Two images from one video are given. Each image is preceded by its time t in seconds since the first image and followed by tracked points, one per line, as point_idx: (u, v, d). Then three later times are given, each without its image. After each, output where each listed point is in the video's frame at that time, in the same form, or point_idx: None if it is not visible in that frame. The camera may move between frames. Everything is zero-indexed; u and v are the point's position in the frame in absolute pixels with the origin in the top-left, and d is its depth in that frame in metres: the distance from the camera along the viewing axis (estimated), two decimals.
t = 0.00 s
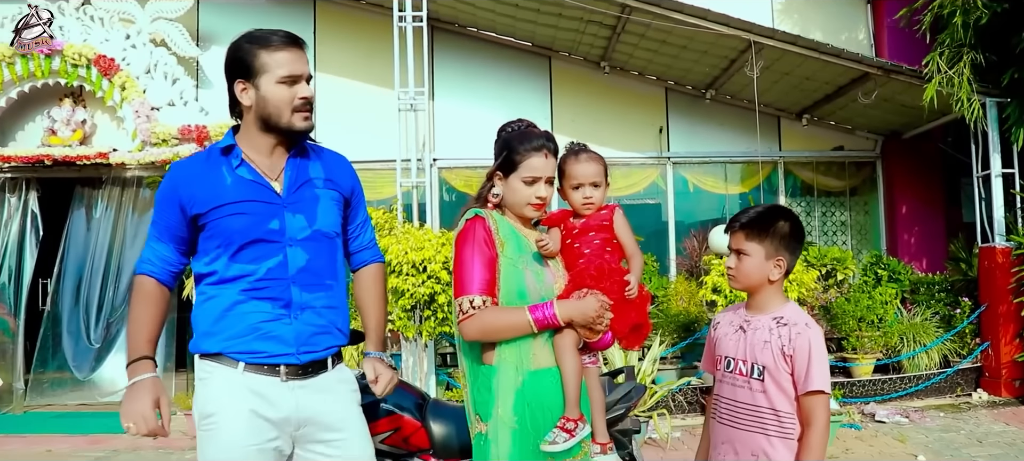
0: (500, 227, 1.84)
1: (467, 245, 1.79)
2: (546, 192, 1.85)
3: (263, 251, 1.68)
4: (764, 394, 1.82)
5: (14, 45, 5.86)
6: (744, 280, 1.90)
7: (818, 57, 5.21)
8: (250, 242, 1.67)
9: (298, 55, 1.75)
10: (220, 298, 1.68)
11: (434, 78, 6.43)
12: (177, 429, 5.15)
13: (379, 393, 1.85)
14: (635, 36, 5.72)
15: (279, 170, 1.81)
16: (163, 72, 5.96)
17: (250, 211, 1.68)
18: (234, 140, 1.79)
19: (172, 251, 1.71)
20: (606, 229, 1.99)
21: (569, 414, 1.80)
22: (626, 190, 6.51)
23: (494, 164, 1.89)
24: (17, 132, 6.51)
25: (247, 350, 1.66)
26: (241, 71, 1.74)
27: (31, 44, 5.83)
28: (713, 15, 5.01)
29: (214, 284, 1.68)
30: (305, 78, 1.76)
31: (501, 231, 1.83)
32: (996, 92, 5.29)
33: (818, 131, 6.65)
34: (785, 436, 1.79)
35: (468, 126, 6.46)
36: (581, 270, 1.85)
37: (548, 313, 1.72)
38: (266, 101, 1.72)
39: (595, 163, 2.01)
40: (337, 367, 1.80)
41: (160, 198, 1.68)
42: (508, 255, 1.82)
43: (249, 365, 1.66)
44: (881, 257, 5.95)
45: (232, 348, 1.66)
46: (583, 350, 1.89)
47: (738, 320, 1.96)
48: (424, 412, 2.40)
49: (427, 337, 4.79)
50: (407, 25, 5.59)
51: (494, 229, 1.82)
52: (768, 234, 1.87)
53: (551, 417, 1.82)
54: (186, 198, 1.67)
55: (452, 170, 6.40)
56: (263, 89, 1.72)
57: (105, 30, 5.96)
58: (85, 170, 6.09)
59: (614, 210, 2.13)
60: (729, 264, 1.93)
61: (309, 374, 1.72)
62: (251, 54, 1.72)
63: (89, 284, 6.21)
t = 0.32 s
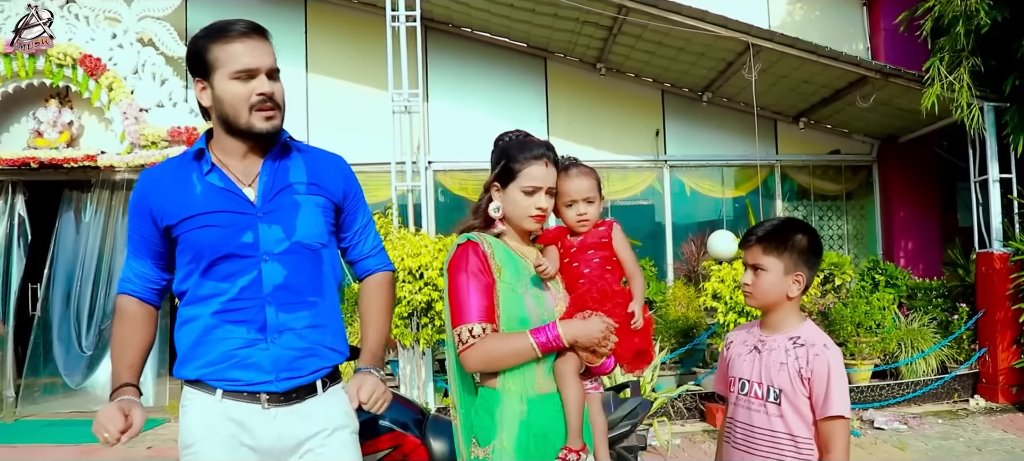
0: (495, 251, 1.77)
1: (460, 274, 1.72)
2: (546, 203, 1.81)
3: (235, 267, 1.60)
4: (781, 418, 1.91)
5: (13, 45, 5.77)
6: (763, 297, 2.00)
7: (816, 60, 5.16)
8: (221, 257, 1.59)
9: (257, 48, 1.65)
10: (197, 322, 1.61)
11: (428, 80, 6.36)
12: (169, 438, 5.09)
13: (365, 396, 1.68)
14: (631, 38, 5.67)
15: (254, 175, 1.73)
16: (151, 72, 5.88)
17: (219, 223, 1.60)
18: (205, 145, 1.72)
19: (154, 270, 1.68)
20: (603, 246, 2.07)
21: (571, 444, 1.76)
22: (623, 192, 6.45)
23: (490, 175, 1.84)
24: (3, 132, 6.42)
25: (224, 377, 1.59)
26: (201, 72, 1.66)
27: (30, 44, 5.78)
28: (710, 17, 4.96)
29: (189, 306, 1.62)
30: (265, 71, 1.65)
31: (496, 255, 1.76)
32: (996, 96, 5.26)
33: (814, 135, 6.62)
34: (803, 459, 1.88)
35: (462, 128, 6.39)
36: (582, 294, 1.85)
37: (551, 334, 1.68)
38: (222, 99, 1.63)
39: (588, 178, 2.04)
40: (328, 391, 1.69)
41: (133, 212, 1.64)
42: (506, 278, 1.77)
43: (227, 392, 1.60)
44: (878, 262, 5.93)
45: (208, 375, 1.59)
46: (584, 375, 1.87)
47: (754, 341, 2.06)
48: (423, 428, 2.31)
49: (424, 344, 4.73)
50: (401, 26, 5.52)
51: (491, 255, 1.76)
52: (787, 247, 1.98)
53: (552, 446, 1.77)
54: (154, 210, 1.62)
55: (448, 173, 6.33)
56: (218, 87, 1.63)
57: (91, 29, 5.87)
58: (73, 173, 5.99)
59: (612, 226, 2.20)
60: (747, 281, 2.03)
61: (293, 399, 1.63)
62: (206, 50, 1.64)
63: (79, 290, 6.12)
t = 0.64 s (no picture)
0: (503, 271, 1.78)
1: (468, 296, 1.74)
2: (555, 218, 1.80)
3: (233, 275, 1.49)
4: (793, 441, 1.88)
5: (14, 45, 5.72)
6: (774, 317, 1.97)
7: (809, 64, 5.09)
8: (217, 263, 1.49)
9: (266, 46, 1.55)
10: (190, 333, 1.50)
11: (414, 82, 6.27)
12: (150, 443, 5.05)
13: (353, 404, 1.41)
14: (621, 41, 5.58)
15: (263, 179, 1.63)
16: (135, 75, 5.75)
17: (217, 226, 1.50)
18: (215, 145, 1.64)
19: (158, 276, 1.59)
20: (617, 253, 2.02)
21: (595, 456, 1.75)
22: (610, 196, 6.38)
23: (498, 194, 1.85)
24: None
25: (214, 397, 1.49)
26: (211, 71, 1.58)
27: (30, 44, 5.71)
28: (702, 20, 4.89)
29: (184, 315, 1.52)
30: (267, 70, 1.54)
31: (503, 276, 1.76)
32: (991, 100, 5.19)
33: (804, 138, 6.55)
34: None
35: (450, 131, 6.29)
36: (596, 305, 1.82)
37: (561, 352, 1.66)
38: (223, 99, 1.54)
39: (598, 185, 1.99)
40: (329, 416, 1.57)
41: (137, 212, 1.56)
42: (514, 296, 1.76)
43: (219, 417, 1.49)
44: (870, 266, 5.90)
45: (197, 392, 1.49)
46: (602, 390, 1.86)
47: (760, 359, 2.04)
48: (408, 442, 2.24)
49: (409, 350, 4.65)
50: (387, 28, 5.42)
51: (497, 274, 1.76)
52: (797, 262, 1.96)
53: None
54: (157, 209, 1.54)
55: (435, 176, 6.23)
56: (221, 87, 1.54)
57: (75, 31, 5.77)
58: (55, 175, 5.90)
59: (624, 232, 2.12)
60: (755, 301, 2.00)
61: (290, 426, 1.51)
62: (213, 48, 1.56)
63: (59, 293, 6.00)
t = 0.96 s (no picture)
0: (509, 287, 1.76)
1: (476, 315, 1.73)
2: (564, 233, 1.81)
3: (245, 287, 1.48)
4: (797, 456, 1.83)
5: (13, 44, 5.62)
6: (775, 328, 1.92)
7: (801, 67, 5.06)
8: (231, 274, 1.49)
9: (228, 70, 1.51)
10: (199, 342, 1.49)
11: (402, 84, 6.22)
12: (133, 445, 5.05)
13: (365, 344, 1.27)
14: (610, 44, 5.55)
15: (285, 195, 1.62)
16: (121, 77, 5.70)
17: (233, 237, 1.50)
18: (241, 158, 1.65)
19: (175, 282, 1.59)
20: (626, 263, 1.99)
21: None
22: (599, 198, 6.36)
23: (507, 207, 1.86)
24: None
25: (213, 410, 1.47)
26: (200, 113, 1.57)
27: (30, 44, 5.62)
28: (692, 23, 4.86)
29: (196, 325, 1.51)
30: (237, 97, 1.50)
31: (510, 292, 1.74)
32: (984, 104, 5.16)
33: (794, 140, 6.53)
34: None
35: (438, 133, 6.25)
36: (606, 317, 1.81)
37: (563, 369, 1.65)
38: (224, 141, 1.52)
39: (608, 195, 1.98)
40: (332, 435, 1.50)
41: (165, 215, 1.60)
42: (522, 311, 1.74)
43: (217, 429, 1.46)
44: (861, 268, 5.92)
45: (197, 404, 1.48)
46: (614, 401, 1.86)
47: (763, 373, 1.99)
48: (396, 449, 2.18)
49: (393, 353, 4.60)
50: (374, 31, 5.37)
51: (503, 289, 1.75)
52: (799, 275, 1.92)
53: None
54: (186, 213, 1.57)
55: (421, 177, 6.17)
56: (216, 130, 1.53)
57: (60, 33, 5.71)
58: (39, 176, 5.88)
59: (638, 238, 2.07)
60: (756, 313, 1.95)
61: (288, 443, 1.46)
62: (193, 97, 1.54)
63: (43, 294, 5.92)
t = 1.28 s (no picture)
0: (509, 291, 1.80)
1: (477, 318, 1.79)
2: (569, 239, 1.81)
3: (228, 289, 1.45)
4: None
5: (14, 45, 5.63)
6: (777, 334, 1.91)
7: (792, 71, 5.07)
8: (214, 276, 1.47)
9: (220, 50, 1.51)
10: (188, 347, 1.48)
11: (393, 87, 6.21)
12: (120, 449, 5.02)
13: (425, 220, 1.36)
14: (602, 47, 5.54)
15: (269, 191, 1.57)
16: (109, 78, 5.67)
17: (216, 238, 1.48)
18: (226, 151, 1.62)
19: (136, 249, 1.59)
20: (629, 268, 1.95)
21: None
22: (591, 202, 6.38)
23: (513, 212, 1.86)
24: None
25: (201, 418, 1.45)
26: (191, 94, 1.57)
27: (30, 44, 5.61)
28: (684, 27, 4.86)
29: (186, 330, 1.50)
30: (221, 77, 1.49)
31: (509, 298, 1.79)
32: (974, 108, 5.18)
33: (785, 144, 6.54)
34: None
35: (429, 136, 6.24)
36: (601, 319, 1.81)
37: (550, 379, 1.68)
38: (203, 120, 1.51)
39: (615, 200, 1.93)
40: (324, 447, 1.45)
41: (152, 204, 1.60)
42: (520, 316, 1.79)
43: (206, 438, 1.46)
44: (851, 272, 5.90)
45: (187, 411, 1.46)
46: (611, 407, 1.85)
47: (764, 378, 1.96)
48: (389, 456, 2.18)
49: (384, 356, 4.59)
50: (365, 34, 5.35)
51: (502, 293, 1.80)
52: (801, 279, 1.91)
53: None
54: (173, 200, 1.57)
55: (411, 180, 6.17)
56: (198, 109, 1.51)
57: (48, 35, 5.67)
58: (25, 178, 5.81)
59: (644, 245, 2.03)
60: (758, 319, 1.94)
61: (277, 455, 1.43)
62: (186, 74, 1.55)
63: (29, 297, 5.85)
